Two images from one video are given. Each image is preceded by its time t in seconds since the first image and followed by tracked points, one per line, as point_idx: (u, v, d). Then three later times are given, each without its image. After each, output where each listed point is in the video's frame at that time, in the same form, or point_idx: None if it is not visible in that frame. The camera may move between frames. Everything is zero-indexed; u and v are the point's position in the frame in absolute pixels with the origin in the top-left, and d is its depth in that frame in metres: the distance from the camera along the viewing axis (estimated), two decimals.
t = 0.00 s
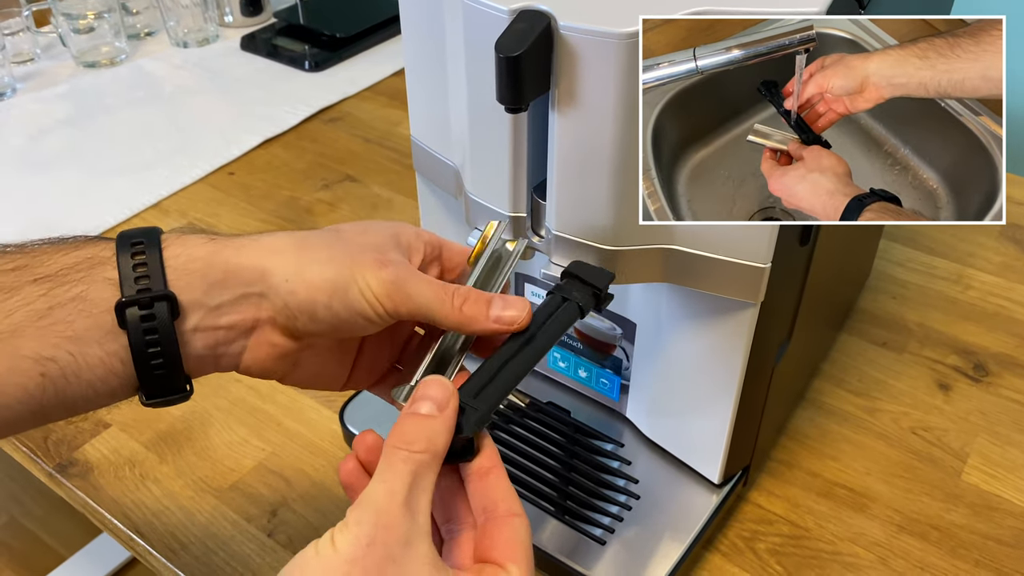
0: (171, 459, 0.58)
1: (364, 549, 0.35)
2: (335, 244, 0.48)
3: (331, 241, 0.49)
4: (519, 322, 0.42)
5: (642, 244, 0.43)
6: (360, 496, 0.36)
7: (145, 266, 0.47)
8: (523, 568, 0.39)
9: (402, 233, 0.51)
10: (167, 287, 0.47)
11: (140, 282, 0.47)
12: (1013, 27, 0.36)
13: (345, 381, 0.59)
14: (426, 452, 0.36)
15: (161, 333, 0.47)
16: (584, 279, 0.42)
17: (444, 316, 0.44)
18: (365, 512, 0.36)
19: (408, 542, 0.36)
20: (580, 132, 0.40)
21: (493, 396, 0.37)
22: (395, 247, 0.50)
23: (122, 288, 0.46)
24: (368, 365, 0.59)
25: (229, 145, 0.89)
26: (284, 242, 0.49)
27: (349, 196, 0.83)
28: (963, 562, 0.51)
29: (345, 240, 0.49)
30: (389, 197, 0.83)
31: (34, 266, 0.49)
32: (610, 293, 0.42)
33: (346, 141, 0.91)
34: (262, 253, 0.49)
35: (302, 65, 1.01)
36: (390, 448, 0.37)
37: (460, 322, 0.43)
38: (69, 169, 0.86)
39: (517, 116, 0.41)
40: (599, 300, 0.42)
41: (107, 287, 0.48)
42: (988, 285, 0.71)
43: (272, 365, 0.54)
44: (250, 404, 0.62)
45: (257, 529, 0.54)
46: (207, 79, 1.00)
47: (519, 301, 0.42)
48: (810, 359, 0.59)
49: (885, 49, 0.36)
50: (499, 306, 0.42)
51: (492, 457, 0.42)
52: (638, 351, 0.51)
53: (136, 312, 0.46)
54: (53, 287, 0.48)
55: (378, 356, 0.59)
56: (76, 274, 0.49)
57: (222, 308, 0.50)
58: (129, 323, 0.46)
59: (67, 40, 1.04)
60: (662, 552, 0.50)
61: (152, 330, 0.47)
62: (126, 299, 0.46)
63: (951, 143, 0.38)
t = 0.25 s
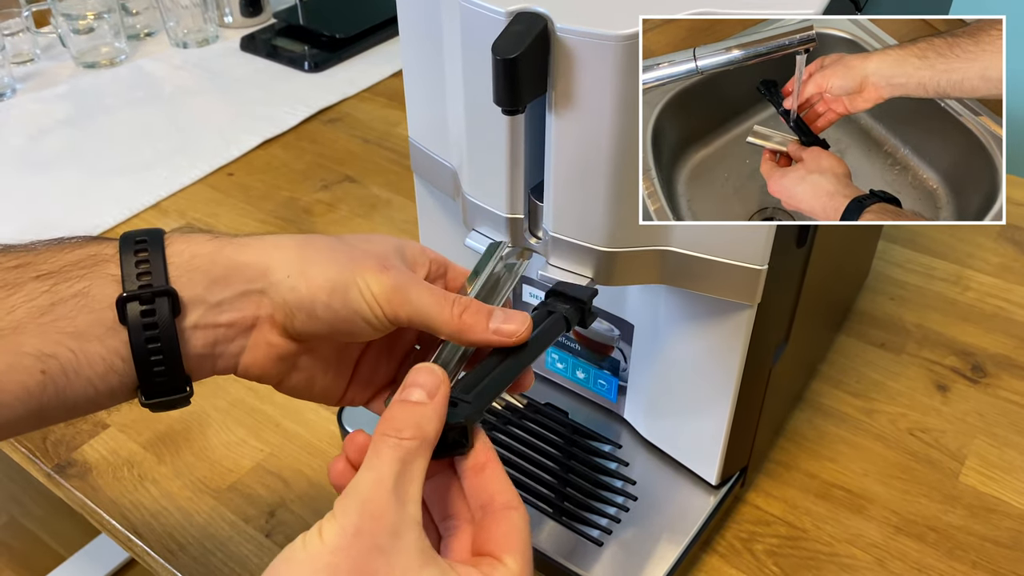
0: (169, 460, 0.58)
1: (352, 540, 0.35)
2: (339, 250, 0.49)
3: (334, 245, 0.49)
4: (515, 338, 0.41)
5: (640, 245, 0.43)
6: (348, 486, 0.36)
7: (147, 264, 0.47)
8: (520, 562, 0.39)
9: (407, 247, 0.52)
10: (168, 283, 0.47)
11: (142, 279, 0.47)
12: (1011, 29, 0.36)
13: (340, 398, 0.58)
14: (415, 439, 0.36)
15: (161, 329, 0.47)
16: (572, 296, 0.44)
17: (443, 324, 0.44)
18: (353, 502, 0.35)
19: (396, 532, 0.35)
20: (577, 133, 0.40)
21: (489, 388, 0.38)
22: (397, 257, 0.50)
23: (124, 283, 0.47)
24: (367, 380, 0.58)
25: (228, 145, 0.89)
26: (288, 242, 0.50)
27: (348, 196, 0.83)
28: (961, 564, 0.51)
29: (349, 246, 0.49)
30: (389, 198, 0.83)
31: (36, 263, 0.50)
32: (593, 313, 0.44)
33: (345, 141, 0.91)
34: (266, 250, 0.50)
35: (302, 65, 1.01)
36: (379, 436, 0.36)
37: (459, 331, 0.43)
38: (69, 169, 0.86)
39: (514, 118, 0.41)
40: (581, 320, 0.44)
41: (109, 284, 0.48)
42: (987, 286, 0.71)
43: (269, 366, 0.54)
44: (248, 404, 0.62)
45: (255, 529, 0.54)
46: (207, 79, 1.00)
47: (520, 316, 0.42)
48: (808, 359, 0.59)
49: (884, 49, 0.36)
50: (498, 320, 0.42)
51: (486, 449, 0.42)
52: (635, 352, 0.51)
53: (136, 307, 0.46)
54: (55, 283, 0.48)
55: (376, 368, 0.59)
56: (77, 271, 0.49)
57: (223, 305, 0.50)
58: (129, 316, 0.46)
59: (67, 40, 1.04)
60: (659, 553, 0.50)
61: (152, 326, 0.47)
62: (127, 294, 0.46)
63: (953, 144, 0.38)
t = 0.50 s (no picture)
0: (167, 460, 0.58)
1: (322, 515, 0.35)
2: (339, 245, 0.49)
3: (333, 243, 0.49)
4: (515, 323, 0.42)
5: (638, 246, 0.43)
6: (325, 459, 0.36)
7: (140, 253, 0.48)
8: (523, 544, 0.38)
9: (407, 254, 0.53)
10: (161, 273, 0.47)
11: (135, 268, 0.47)
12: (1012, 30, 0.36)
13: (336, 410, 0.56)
14: (389, 412, 0.36)
15: (150, 317, 0.46)
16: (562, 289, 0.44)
17: (444, 308, 0.45)
18: (327, 476, 0.35)
19: (368, 506, 0.35)
20: (575, 133, 0.40)
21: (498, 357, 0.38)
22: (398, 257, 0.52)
23: (117, 269, 0.47)
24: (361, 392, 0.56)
25: (227, 145, 0.89)
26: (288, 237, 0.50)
27: (346, 196, 0.83)
28: (959, 565, 0.51)
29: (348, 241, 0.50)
30: (388, 198, 0.83)
31: (32, 259, 0.50)
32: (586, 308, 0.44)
33: (344, 141, 0.91)
34: (264, 242, 0.50)
35: (301, 65, 1.01)
36: (355, 411, 0.37)
37: (459, 313, 0.44)
38: (68, 169, 0.86)
39: (511, 119, 0.41)
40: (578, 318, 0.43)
41: (101, 274, 0.48)
42: (986, 287, 0.70)
43: (265, 361, 0.53)
44: (246, 405, 0.62)
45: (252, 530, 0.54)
46: (206, 79, 1.00)
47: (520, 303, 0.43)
48: (807, 360, 0.59)
49: (884, 49, 0.36)
50: (500, 306, 0.43)
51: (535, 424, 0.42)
52: (634, 353, 0.51)
53: (126, 293, 0.46)
54: (50, 275, 0.48)
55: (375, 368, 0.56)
56: (72, 265, 0.49)
57: (216, 293, 0.50)
58: (119, 300, 0.45)
59: (66, 40, 1.04)
60: (657, 554, 0.49)
61: (141, 315, 0.46)
62: (117, 280, 0.46)
63: (952, 143, 0.38)
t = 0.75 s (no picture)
0: (165, 461, 0.58)
1: (308, 507, 0.35)
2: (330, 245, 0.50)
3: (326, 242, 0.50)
4: (511, 312, 0.43)
5: (635, 248, 0.43)
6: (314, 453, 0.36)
7: (134, 255, 0.48)
8: (504, 527, 0.39)
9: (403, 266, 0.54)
10: (154, 274, 0.48)
11: (128, 268, 0.48)
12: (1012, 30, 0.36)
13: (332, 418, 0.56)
14: (383, 407, 0.37)
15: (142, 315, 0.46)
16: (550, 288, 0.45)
17: (441, 299, 0.46)
18: (315, 468, 0.35)
19: (357, 497, 0.35)
20: (572, 135, 0.40)
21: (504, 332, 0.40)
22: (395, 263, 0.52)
23: (110, 268, 0.47)
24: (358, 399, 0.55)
25: (226, 146, 0.89)
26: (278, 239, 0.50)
27: (345, 197, 0.83)
28: (958, 568, 0.51)
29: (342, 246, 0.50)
30: (387, 198, 0.83)
31: (25, 260, 0.50)
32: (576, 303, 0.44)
33: (343, 141, 0.91)
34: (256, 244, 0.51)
35: (301, 65, 1.01)
36: (348, 405, 0.38)
37: (456, 305, 0.45)
38: (67, 170, 0.86)
39: (509, 120, 0.41)
40: (569, 314, 0.43)
41: (94, 274, 0.48)
42: (986, 288, 0.70)
43: (259, 362, 0.52)
44: (244, 407, 0.61)
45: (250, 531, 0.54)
46: (205, 79, 1.00)
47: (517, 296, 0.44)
48: (805, 362, 0.59)
49: (883, 49, 0.36)
50: (495, 297, 0.44)
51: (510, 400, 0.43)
52: (632, 355, 0.51)
53: (119, 291, 0.46)
54: (42, 275, 0.48)
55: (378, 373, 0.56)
56: (65, 266, 0.49)
57: (209, 292, 0.50)
58: (111, 296, 0.46)
59: (65, 40, 1.04)
60: (655, 556, 0.49)
61: (132, 314, 0.46)
62: (112, 278, 0.46)
63: (952, 143, 0.38)
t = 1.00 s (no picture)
0: (160, 462, 0.58)
1: (305, 504, 0.35)
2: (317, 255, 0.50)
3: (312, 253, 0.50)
4: (500, 316, 0.44)
5: (629, 249, 0.43)
6: (312, 449, 0.36)
7: (119, 267, 0.49)
8: (494, 523, 0.38)
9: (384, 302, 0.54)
10: (139, 284, 0.48)
11: (113, 278, 0.48)
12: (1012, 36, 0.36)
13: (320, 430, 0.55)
14: (386, 401, 0.37)
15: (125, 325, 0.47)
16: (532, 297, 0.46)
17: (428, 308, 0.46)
18: (314, 465, 0.35)
19: (353, 495, 0.35)
20: (566, 136, 0.40)
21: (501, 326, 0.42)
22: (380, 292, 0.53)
23: (95, 279, 0.47)
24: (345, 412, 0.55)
25: (223, 145, 0.89)
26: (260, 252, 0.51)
27: (342, 197, 0.83)
28: (953, 569, 0.51)
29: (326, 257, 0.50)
30: (384, 199, 0.83)
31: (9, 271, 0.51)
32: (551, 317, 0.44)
33: (341, 142, 0.91)
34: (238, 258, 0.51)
35: (299, 65, 1.01)
36: (349, 399, 0.37)
37: (444, 313, 0.46)
38: (65, 170, 0.86)
39: (502, 120, 0.41)
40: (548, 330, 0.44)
41: (77, 286, 0.49)
42: (984, 289, 0.70)
43: (242, 374, 0.52)
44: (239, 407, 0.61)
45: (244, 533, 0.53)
46: (203, 79, 1.00)
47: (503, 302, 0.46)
48: (802, 362, 0.59)
49: (883, 48, 0.36)
50: (481, 304, 0.45)
51: (500, 394, 0.43)
52: (627, 356, 0.51)
53: (103, 301, 0.47)
54: (28, 286, 0.49)
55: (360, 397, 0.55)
56: (49, 278, 0.50)
57: (194, 302, 0.50)
58: (94, 307, 0.46)
59: (63, 40, 1.04)
60: (650, 557, 0.49)
61: (116, 326, 0.46)
62: (96, 287, 0.47)
63: (952, 144, 0.38)
